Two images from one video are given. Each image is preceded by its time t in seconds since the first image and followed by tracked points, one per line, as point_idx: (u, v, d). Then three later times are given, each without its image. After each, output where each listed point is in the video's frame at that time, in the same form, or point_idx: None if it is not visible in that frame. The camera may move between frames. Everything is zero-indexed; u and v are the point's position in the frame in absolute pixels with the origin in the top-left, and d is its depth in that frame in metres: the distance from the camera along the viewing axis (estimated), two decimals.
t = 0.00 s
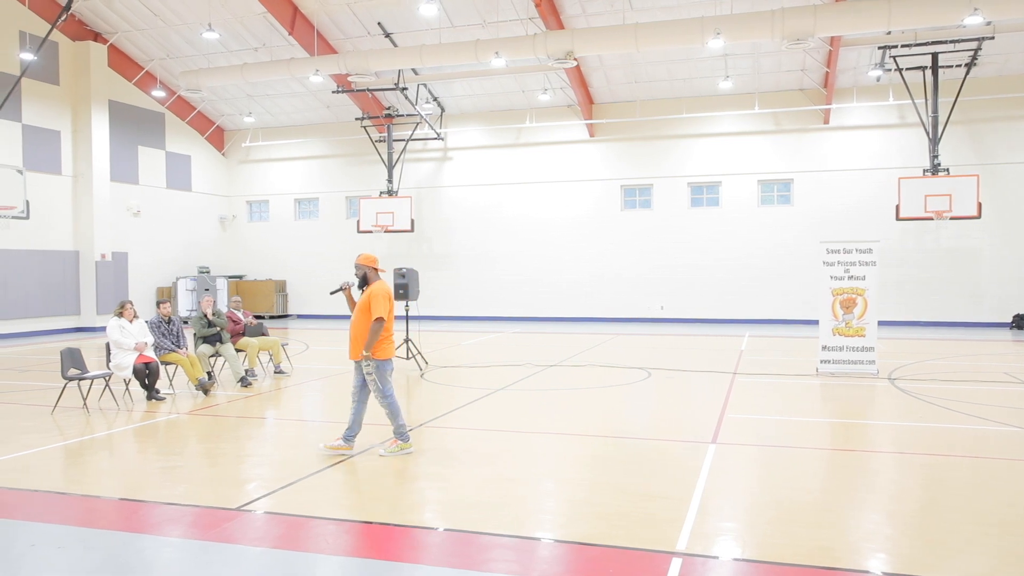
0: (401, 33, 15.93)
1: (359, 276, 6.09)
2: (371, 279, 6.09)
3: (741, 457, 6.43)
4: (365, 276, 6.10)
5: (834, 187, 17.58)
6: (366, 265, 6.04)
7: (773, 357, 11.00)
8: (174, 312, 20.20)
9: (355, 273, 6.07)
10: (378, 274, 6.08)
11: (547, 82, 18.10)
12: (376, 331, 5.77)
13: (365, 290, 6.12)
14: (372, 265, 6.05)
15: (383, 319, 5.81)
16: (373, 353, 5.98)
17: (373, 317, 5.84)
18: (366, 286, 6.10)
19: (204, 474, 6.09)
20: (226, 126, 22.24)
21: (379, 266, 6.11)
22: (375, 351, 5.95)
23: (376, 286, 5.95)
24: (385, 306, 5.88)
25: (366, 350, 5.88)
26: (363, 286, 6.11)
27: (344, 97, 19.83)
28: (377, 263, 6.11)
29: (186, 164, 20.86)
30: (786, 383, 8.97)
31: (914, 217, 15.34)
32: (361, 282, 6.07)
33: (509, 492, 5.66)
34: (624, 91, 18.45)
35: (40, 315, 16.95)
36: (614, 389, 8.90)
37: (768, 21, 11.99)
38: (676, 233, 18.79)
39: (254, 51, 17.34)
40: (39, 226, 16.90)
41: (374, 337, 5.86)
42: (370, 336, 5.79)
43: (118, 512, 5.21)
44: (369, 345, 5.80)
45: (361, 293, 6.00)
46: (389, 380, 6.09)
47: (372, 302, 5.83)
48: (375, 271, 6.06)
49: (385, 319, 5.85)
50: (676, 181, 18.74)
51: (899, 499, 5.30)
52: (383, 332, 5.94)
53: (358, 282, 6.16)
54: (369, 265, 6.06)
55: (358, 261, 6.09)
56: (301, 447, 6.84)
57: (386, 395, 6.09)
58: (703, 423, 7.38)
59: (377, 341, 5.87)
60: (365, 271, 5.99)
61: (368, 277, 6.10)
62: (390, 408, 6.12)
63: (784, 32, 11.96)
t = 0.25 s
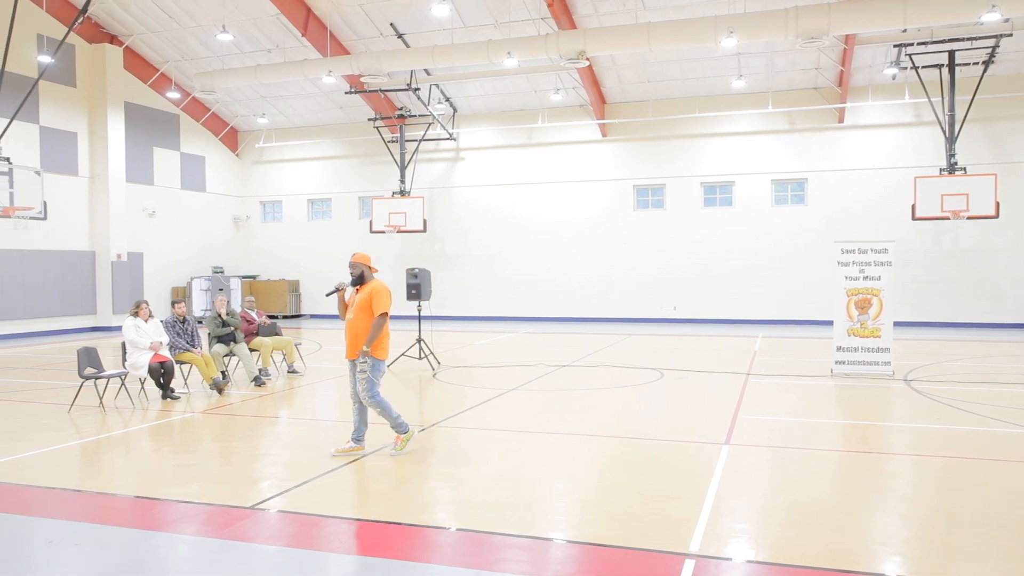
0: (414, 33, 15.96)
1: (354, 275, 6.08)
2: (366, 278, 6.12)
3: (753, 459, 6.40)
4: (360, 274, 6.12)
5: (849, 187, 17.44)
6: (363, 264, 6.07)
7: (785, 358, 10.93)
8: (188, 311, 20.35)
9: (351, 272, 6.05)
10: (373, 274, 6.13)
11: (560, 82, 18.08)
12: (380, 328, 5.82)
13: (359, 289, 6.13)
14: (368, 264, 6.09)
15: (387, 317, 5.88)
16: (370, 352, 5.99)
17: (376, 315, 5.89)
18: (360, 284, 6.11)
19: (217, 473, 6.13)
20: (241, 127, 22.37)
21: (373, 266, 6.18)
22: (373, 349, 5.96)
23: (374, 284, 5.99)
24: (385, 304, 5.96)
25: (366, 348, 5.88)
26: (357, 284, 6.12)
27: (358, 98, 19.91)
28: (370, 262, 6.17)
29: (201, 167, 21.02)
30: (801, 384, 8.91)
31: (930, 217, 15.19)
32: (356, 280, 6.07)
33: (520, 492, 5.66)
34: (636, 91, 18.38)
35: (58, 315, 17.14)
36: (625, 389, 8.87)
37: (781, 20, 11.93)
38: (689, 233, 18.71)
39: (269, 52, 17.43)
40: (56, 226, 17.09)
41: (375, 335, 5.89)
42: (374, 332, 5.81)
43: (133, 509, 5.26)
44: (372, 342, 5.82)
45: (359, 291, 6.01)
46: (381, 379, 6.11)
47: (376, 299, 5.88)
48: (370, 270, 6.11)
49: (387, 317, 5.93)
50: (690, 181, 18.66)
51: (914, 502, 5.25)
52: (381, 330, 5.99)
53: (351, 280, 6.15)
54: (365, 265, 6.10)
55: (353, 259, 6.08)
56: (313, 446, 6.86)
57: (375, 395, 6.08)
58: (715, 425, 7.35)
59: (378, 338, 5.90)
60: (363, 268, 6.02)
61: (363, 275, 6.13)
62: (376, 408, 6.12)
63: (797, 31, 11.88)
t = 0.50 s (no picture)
0: (436, 34, 16.00)
1: (366, 273, 6.12)
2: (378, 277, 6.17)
3: (778, 460, 6.35)
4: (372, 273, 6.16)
5: (874, 186, 17.27)
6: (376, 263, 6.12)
7: (810, 359, 10.84)
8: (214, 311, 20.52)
9: (364, 270, 6.07)
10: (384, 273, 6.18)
11: (582, 82, 18.07)
12: (393, 328, 5.88)
13: (370, 287, 6.17)
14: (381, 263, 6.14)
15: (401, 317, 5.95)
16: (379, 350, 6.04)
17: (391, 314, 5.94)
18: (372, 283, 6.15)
19: (242, 471, 6.18)
20: (265, 129, 22.57)
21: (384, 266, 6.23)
22: (383, 348, 6.02)
23: (387, 284, 6.05)
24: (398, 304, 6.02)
25: (377, 347, 5.93)
26: (369, 283, 6.15)
27: (380, 99, 20.01)
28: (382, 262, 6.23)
29: (226, 167, 21.23)
30: (826, 385, 8.84)
31: (958, 217, 15.02)
32: (369, 279, 6.10)
33: (542, 493, 5.66)
34: (659, 90, 18.30)
35: (86, 314, 17.38)
36: (648, 390, 8.85)
37: (806, 18, 11.85)
38: (712, 233, 18.61)
39: (293, 53, 17.55)
40: (84, 227, 17.31)
41: (388, 334, 5.95)
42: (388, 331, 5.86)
43: (159, 507, 5.32)
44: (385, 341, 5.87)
45: (372, 289, 6.04)
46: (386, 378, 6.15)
47: (391, 299, 5.93)
48: (383, 269, 6.16)
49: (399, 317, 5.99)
50: (713, 181, 18.56)
51: (945, 505, 5.19)
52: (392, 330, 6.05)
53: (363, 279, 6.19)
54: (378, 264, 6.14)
55: (365, 258, 6.11)
56: (336, 446, 6.91)
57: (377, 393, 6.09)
58: (739, 426, 7.30)
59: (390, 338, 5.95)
60: (377, 268, 6.06)
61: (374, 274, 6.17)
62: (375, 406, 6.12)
63: (822, 29, 11.78)
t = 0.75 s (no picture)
0: (461, 35, 16.04)
1: (381, 274, 6.13)
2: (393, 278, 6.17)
3: (805, 462, 6.30)
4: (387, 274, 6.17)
5: (902, 185, 17.07)
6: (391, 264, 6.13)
7: (839, 360, 10.74)
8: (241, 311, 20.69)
9: (379, 271, 6.08)
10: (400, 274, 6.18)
11: (607, 81, 18.06)
12: (405, 330, 5.88)
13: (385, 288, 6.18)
14: (397, 264, 6.15)
15: (413, 318, 5.94)
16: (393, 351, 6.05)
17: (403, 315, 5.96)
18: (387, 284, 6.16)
19: (269, 470, 6.24)
20: (291, 130, 22.78)
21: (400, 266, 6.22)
22: (396, 349, 6.03)
23: (401, 285, 6.06)
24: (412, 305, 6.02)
25: (390, 348, 5.95)
26: (384, 284, 6.17)
27: (404, 100, 20.11)
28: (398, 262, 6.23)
29: (252, 168, 21.44)
30: (853, 387, 8.75)
31: (988, 216, 14.83)
32: (384, 280, 6.12)
33: (567, 493, 5.66)
34: (684, 90, 18.22)
35: (116, 313, 17.64)
36: (674, 391, 8.82)
37: (834, 17, 11.74)
38: (737, 233, 18.51)
39: (318, 55, 17.67)
40: (111, 228, 17.56)
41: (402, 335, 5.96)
42: (400, 332, 5.87)
43: (187, 504, 5.38)
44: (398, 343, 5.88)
45: (386, 290, 6.06)
46: (399, 379, 6.13)
47: (404, 300, 5.94)
48: (398, 270, 6.16)
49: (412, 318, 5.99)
50: (738, 181, 18.45)
51: (978, 509, 5.11)
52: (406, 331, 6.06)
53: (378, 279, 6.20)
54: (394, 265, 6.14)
55: (381, 259, 6.13)
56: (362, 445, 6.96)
57: (387, 393, 6.10)
58: (766, 427, 7.26)
59: (403, 339, 5.95)
60: (392, 269, 6.07)
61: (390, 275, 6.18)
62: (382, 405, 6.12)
63: (852, 26, 11.67)
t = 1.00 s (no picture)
0: (481, 35, 16.08)
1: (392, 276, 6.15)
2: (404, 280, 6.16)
3: (829, 464, 6.25)
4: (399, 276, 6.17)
5: (927, 185, 16.88)
6: (401, 265, 6.12)
7: (863, 361, 10.64)
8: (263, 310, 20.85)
9: (389, 273, 6.09)
10: (411, 276, 6.16)
11: (628, 81, 18.00)
12: (407, 333, 5.85)
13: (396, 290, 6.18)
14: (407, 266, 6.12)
15: (416, 322, 5.90)
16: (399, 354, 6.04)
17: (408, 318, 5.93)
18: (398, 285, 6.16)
19: (290, 469, 6.28)
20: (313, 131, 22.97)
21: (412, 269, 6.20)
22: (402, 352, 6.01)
23: (409, 288, 6.04)
24: (418, 308, 5.97)
25: (393, 350, 5.94)
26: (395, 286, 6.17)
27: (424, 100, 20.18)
28: (410, 264, 6.21)
29: (274, 168, 21.62)
30: (878, 388, 8.66)
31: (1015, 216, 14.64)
32: (394, 282, 6.12)
33: (588, 494, 5.65)
34: (706, 89, 18.13)
35: (141, 313, 17.88)
36: (696, 392, 8.78)
37: (858, 15, 11.65)
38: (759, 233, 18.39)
39: (340, 56, 17.76)
40: (135, 228, 17.78)
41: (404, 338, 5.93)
42: (402, 335, 5.85)
43: (209, 502, 5.44)
44: (399, 345, 5.86)
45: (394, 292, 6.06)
46: (406, 382, 6.11)
47: (408, 303, 5.91)
48: (408, 272, 6.14)
49: (417, 322, 5.95)
50: (761, 181, 18.33)
51: (1007, 513, 5.02)
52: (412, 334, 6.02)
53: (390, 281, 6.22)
54: (404, 267, 6.13)
55: (392, 261, 6.14)
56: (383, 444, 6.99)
57: (396, 397, 6.11)
58: (788, 429, 7.21)
59: (406, 342, 5.93)
60: (400, 271, 6.06)
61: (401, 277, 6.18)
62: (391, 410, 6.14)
63: (877, 24, 11.55)
